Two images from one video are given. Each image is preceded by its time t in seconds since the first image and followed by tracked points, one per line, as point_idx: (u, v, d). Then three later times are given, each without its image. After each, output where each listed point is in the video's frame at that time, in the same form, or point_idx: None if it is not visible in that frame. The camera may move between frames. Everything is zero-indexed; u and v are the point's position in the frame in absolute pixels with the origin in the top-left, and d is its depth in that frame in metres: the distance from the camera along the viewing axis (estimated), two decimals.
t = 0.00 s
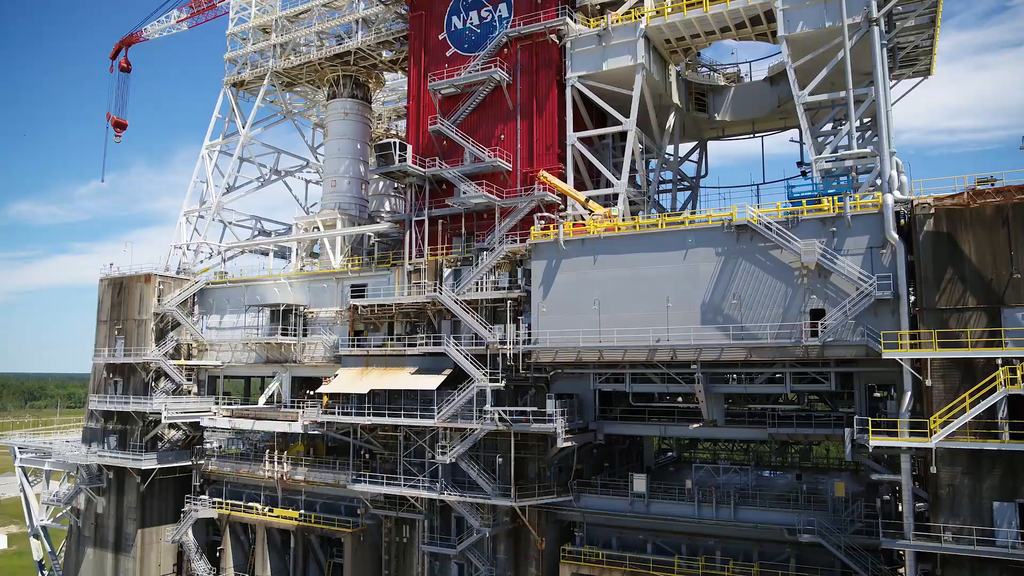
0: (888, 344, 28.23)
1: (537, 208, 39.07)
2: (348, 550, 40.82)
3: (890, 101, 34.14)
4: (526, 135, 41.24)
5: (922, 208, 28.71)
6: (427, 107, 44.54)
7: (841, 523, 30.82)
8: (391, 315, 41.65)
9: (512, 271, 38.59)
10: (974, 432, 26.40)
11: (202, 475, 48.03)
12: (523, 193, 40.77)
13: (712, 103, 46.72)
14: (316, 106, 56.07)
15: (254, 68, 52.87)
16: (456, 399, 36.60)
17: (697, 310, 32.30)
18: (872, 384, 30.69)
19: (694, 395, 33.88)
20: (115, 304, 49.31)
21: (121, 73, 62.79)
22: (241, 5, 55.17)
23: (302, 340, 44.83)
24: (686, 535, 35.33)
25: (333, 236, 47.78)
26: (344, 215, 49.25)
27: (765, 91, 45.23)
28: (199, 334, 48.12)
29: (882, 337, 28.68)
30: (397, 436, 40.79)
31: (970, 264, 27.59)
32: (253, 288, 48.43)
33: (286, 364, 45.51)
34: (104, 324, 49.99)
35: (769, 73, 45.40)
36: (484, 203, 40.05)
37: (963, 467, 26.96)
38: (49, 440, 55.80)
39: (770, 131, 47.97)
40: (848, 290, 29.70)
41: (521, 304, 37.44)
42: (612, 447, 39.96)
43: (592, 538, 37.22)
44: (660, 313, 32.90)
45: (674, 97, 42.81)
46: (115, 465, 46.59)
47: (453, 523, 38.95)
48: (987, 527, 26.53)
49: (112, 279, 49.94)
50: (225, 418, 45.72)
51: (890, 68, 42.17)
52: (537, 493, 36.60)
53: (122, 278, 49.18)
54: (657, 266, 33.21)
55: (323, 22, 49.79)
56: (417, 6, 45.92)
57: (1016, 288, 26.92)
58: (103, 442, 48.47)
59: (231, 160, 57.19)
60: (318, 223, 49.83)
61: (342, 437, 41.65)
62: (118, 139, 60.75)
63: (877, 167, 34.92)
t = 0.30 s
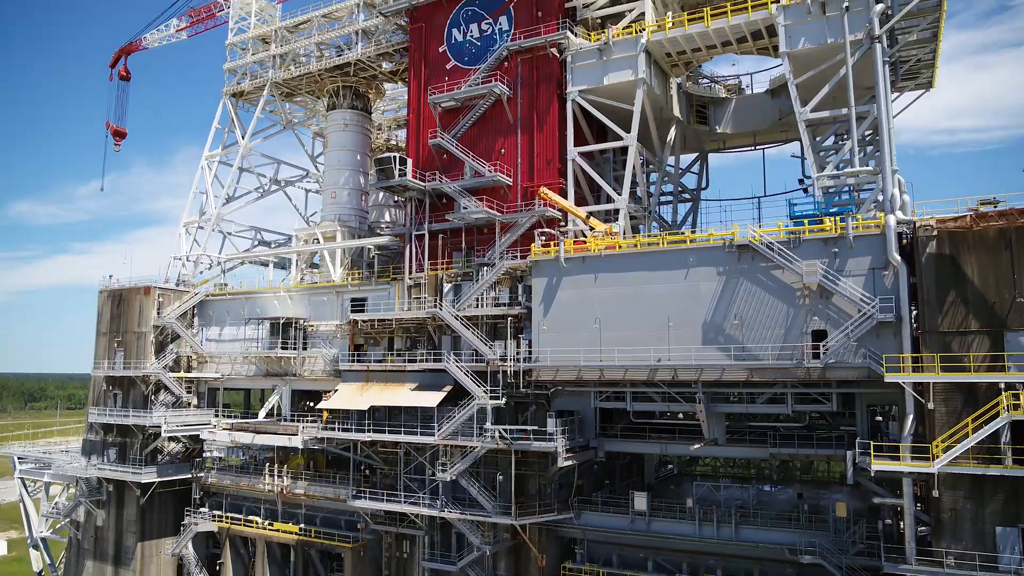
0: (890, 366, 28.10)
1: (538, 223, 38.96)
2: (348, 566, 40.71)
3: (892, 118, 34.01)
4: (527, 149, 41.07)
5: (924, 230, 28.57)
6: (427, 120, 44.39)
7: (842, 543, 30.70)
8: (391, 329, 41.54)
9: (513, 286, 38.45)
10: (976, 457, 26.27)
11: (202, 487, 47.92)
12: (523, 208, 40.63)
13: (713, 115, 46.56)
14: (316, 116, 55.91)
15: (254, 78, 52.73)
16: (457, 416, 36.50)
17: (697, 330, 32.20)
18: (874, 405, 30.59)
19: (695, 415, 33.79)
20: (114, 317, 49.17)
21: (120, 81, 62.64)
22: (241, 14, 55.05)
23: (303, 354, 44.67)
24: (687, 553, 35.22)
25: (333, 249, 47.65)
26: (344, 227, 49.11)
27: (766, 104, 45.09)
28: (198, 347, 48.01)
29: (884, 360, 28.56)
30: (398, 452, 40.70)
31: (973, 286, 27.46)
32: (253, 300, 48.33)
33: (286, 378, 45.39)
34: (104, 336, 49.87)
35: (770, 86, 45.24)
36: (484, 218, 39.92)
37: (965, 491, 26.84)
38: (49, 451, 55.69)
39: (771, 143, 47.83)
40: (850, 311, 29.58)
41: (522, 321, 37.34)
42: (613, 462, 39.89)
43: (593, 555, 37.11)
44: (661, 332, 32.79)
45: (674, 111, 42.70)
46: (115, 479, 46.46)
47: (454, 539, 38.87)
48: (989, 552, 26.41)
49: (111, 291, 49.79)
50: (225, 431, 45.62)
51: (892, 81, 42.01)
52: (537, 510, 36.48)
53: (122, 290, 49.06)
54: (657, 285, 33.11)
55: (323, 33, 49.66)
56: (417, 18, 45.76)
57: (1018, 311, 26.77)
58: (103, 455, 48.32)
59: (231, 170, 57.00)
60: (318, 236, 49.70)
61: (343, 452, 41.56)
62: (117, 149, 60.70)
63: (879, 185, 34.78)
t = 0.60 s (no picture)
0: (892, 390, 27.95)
1: (538, 239, 38.84)
2: None
3: (895, 136, 33.83)
4: (527, 163, 40.92)
5: (927, 252, 28.42)
6: (427, 134, 44.23)
7: (844, 564, 30.55)
8: (392, 344, 41.39)
9: (513, 302, 38.29)
10: (979, 483, 26.14)
11: (202, 500, 47.81)
12: (524, 223, 40.48)
13: (715, 127, 46.38)
14: (316, 126, 55.73)
15: (254, 89, 52.57)
16: (457, 434, 36.39)
17: (699, 349, 32.07)
18: (875, 427, 30.45)
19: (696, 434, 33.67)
20: (113, 329, 49.04)
21: (120, 90, 62.50)
22: (241, 24, 54.89)
23: (303, 367, 44.57)
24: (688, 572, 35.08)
25: (333, 262, 47.51)
26: (344, 239, 48.93)
27: (768, 117, 44.92)
28: (198, 359, 47.92)
29: (886, 382, 28.44)
30: (398, 467, 40.61)
31: (976, 310, 27.31)
32: (253, 313, 48.18)
33: (286, 391, 45.23)
34: (103, 348, 49.74)
35: (772, 98, 45.07)
36: (484, 233, 39.78)
37: (968, 515, 26.72)
38: (48, 461, 55.59)
39: (772, 156, 47.66)
40: (853, 332, 29.46)
41: (523, 337, 37.22)
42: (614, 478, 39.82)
43: (593, 572, 36.99)
44: (662, 351, 32.67)
45: (675, 125, 42.56)
46: (115, 492, 46.36)
47: (454, 555, 38.77)
48: None
49: (110, 303, 49.67)
50: (225, 445, 45.53)
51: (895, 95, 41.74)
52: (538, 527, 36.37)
53: (121, 302, 48.93)
54: (658, 304, 32.98)
55: (323, 44, 49.52)
56: (417, 29, 45.59)
57: (1022, 336, 26.62)
58: (103, 468, 48.20)
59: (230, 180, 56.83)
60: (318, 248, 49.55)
61: (343, 468, 41.46)
62: (116, 158, 60.62)
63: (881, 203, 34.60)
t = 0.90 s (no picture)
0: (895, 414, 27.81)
1: (539, 255, 38.73)
2: None
3: (897, 154, 33.70)
4: (528, 179, 40.74)
5: (929, 275, 28.29)
6: (427, 147, 44.05)
7: None
8: (392, 359, 41.24)
9: (513, 319, 38.12)
10: (982, 509, 26.00)
11: (202, 513, 47.67)
12: (524, 239, 40.32)
13: (716, 139, 46.19)
14: (315, 136, 55.56)
15: (253, 99, 52.42)
16: (457, 452, 36.27)
17: (700, 370, 31.93)
18: (877, 449, 30.32)
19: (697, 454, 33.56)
20: (113, 341, 48.91)
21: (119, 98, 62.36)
22: (240, 34, 54.73)
23: (303, 381, 44.47)
24: None
25: (332, 275, 47.36)
26: (344, 252, 48.77)
27: (769, 130, 44.72)
28: (198, 372, 47.84)
29: (888, 406, 28.30)
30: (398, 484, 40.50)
31: (978, 334, 27.17)
32: (252, 325, 48.05)
33: (286, 405, 45.08)
34: (103, 360, 49.60)
35: (773, 111, 44.89)
36: (485, 248, 39.62)
37: (971, 540, 26.58)
38: (48, 472, 55.49)
39: (773, 168, 47.46)
40: (855, 355, 29.32)
41: (523, 355, 37.10)
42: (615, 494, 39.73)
43: None
44: (663, 372, 32.54)
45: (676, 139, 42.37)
46: (114, 505, 46.25)
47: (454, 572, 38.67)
48: None
49: (110, 315, 49.53)
50: (224, 458, 45.41)
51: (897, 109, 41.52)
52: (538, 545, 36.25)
53: (120, 315, 48.79)
54: (659, 324, 32.85)
55: (323, 55, 49.38)
56: (417, 42, 45.41)
57: None
58: (102, 481, 48.06)
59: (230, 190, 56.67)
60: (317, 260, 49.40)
61: (343, 483, 41.33)
62: (115, 167, 60.50)
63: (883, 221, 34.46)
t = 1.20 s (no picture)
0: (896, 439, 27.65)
1: (539, 272, 38.62)
2: None
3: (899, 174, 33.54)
4: (527, 194, 40.58)
5: (931, 299, 28.15)
6: (427, 161, 43.87)
7: None
8: (391, 375, 41.10)
9: (513, 336, 37.99)
10: (984, 537, 25.83)
11: (201, 527, 47.51)
12: (524, 255, 40.15)
13: (717, 152, 46.01)
14: (315, 148, 55.42)
15: (253, 111, 52.33)
16: (457, 471, 36.13)
17: (700, 392, 31.80)
18: (877, 472, 30.22)
19: (697, 474, 33.46)
20: (111, 354, 48.82)
21: (119, 108, 62.28)
22: (239, 44, 54.60)
23: (302, 396, 44.39)
24: None
25: (332, 288, 47.24)
26: (343, 265, 48.62)
27: (770, 144, 44.54)
28: (197, 386, 47.77)
29: (889, 431, 28.18)
30: (398, 501, 40.39)
31: (981, 359, 27.02)
32: (252, 339, 47.94)
33: (286, 419, 44.91)
34: (102, 373, 49.49)
35: (774, 124, 44.66)
36: (485, 265, 39.48)
37: (973, 567, 26.39)
38: (47, 484, 55.40)
39: (774, 181, 47.28)
40: (856, 379, 29.20)
41: (523, 373, 36.97)
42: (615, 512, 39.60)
43: None
44: (663, 393, 32.41)
45: (677, 154, 42.19)
46: (113, 520, 46.13)
47: None
48: None
49: (109, 328, 49.46)
50: (223, 472, 45.28)
51: (899, 123, 41.32)
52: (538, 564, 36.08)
53: (119, 328, 48.65)
54: (659, 345, 32.73)
55: (322, 67, 49.29)
56: (417, 55, 45.25)
57: None
58: (101, 494, 47.93)
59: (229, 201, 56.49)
60: (317, 273, 49.24)
61: (342, 500, 41.20)
62: (114, 176, 60.43)
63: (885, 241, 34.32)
